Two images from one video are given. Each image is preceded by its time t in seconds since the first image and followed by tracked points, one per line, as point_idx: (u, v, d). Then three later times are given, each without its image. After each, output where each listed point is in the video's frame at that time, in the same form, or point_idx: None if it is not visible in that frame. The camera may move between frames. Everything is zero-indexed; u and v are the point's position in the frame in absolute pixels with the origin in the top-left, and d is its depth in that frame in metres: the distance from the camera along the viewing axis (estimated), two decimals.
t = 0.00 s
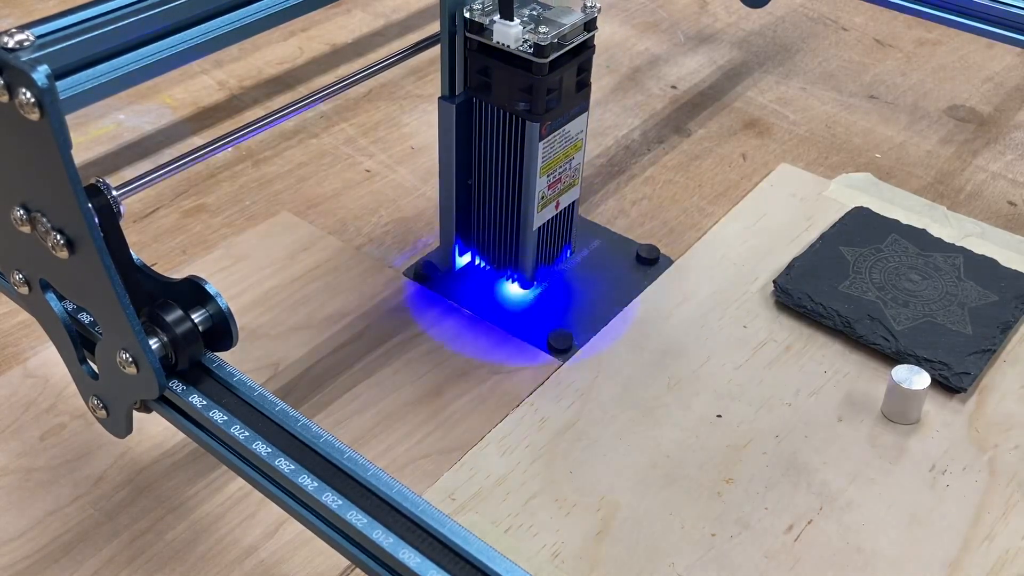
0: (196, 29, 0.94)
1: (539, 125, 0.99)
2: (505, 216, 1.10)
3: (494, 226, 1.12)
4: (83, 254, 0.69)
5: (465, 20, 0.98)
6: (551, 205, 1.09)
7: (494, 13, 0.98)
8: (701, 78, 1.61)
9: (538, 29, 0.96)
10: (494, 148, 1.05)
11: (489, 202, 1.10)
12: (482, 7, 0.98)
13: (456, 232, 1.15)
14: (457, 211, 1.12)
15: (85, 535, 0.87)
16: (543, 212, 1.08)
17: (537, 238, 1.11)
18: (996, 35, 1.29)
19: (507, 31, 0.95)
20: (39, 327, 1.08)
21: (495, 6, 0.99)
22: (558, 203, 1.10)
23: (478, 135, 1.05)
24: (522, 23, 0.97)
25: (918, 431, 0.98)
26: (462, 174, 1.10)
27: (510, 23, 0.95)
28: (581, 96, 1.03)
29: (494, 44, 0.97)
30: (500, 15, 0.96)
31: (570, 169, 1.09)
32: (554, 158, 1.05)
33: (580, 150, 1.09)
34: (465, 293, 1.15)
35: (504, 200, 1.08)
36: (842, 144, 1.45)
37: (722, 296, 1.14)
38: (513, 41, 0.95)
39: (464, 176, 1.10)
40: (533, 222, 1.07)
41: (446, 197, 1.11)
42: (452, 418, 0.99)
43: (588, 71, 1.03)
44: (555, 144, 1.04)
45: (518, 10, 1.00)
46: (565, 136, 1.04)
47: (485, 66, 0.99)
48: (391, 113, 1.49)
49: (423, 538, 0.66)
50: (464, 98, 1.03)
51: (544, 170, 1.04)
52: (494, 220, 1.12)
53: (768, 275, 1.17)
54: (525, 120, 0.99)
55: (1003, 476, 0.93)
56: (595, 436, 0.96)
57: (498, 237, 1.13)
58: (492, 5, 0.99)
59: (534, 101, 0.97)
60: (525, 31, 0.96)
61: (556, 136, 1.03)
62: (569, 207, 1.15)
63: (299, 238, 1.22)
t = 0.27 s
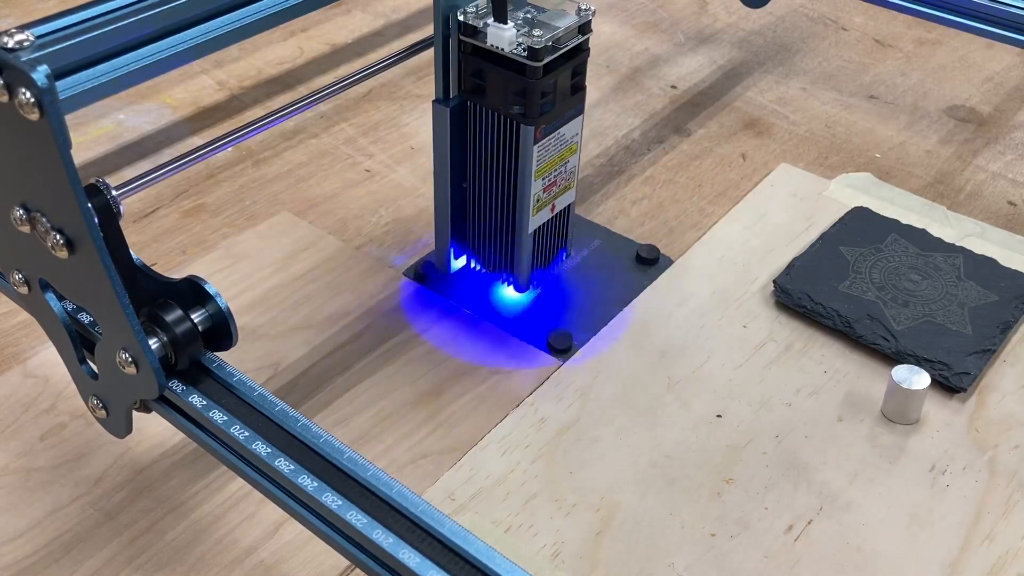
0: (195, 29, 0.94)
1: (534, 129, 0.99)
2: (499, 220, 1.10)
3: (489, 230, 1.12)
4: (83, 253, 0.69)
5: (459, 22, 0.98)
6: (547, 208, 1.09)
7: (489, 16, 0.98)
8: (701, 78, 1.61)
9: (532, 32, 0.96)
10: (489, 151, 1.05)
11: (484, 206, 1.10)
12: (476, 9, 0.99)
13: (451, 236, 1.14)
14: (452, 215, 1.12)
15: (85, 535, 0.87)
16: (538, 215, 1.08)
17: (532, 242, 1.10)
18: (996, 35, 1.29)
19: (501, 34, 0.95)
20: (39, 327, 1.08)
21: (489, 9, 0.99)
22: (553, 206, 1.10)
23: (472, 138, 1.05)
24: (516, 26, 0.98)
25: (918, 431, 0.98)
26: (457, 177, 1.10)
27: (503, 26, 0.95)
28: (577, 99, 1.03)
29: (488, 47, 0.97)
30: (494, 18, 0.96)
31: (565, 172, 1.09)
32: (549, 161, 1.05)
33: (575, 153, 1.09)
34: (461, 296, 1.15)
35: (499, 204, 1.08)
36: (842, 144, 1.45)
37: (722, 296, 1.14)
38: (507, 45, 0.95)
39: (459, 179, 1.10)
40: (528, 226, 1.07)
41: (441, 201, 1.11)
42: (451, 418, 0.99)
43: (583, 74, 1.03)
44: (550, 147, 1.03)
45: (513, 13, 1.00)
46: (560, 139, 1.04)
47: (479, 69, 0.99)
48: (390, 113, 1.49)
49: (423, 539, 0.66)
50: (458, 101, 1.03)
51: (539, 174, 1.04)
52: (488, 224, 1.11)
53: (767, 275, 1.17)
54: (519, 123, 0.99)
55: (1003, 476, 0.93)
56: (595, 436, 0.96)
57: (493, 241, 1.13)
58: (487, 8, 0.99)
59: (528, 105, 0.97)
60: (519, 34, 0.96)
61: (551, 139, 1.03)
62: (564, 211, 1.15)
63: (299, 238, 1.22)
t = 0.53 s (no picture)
0: (196, 29, 0.94)
1: (548, 120, 1.00)
2: (513, 209, 1.11)
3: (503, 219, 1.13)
4: (82, 253, 0.69)
5: (474, 15, 0.98)
6: (560, 199, 1.10)
7: (503, 8, 0.98)
8: (701, 78, 1.61)
9: (546, 24, 0.96)
10: (502, 142, 1.05)
11: (498, 196, 1.11)
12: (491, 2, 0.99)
13: (466, 225, 1.16)
14: (466, 205, 1.14)
15: (85, 535, 0.87)
16: (552, 205, 1.09)
17: (546, 231, 1.11)
18: (996, 35, 1.29)
19: (516, 26, 0.95)
20: (39, 327, 1.08)
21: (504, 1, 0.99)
22: (566, 196, 1.11)
23: (486, 129, 1.06)
24: (530, 18, 0.98)
25: (918, 432, 0.98)
26: (471, 168, 1.11)
27: (518, 18, 0.95)
28: (589, 91, 1.03)
29: (503, 40, 0.97)
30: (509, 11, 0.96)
31: (578, 163, 1.10)
32: (562, 153, 1.05)
33: (587, 144, 1.09)
34: (469, 292, 1.16)
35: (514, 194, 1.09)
36: (842, 144, 1.45)
37: (722, 296, 1.14)
38: (522, 36, 0.95)
39: (474, 170, 1.11)
40: (542, 216, 1.08)
41: (455, 191, 1.12)
42: (452, 418, 0.99)
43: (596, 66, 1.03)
44: (563, 139, 1.04)
45: (527, 6, 1.00)
46: (572, 131, 1.05)
47: (494, 61, 0.99)
48: (390, 113, 1.49)
49: (423, 539, 0.66)
50: (472, 92, 1.04)
51: (552, 165, 1.05)
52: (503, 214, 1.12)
53: (768, 275, 1.17)
54: (534, 114, 1.00)
55: (1003, 476, 0.93)
56: (595, 436, 0.96)
57: (508, 230, 1.14)
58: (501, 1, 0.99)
59: (543, 96, 0.97)
60: (534, 26, 0.96)
61: (564, 131, 1.03)
62: (576, 201, 1.15)
63: (299, 238, 1.22)
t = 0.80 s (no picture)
0: (195, 29, 0.94)
1: (538, 126, 1.00)
2: (503, 217, 1.10)
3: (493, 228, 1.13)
4: (82, 253, 0.69)
5: (463, 20, 0.98)
6: (550, 206, 1.10)
7: (492, 13, 0.98)
8: (701, 78, 1.61)
9: (536, 29, 0.96)
10: (492, 149, 1.05)
11: (488, 204, 1.11)
12: (480, 7, 0.98)
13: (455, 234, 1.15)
14: (455, 213, 1.13)
15: (85, 535, 0.87)
16: (542, 212, 1.09)
17: (536, 239, 1.11)
18: (996, 35, 1.29)
19: (506, 31, 0.94)
20: (39, 327, 1.08)
21: (493, 6, 0.99)
22: (557, 203, 1.11)
23: (476, 136, 1.06)
24: (520, 23, 0.97)
25: (918, 432, 0.98)
26: (461, 176, 1.11)
27: (508, 24, 0.94)
28: (580, 96, 1.03)
29: (493, 45, 0.97)
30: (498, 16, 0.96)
31: (568, 170, 1.10)
32: (552, 159, 1.05)
33: (578, 150, 1.09)
34: (468, 292, 1.16)
35: (503, 201, 1.09)
36: (842, 144, 1.45)
37: (722, 296, 1.14)
38: (512, 42, 0.95)
39: (463, 177, 1.11)
40: (532, 223, 1.08)
41: (445, 199, 1.12)
42: (451, 418, 0.99)
43: (586, 70, 1.03)
44: (553, 145, 1.04)
45: (517, 10, 0.99)
46: (563, 137, 1.05)
47: (484, 66, 0.99)
48: (391, 113, 1.49)
49: (423, 539, 0.66)
50: (462, 99, 1.04)
51: (542, 171, 1.05)
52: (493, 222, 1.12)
53: (768, 275, 1.17)
54: (523, 120, 1.00)
55: (1002, 476, 0.93)
56: (595, 436, 0.96)
57: (497, 239, 1.14)
58: (490, 5, 0.98)
59: (533, 101, 0.97)
60: (523, 32, 0.95)
61: (554, 137, 1.03)
62: (567, 209, 1.15)
63: (299, 238, 1.22)
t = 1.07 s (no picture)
0: (194, 29, 0.94)
1: (535, 128, 0.99)
2: (501, 219, 1.10)
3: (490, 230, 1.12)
4: (82, 253, 0.69)
5: (460, 22, 0.98)
6: (548, 207, 1.09)
7: (489, 15, 0.98)
8: (701, 78, 1.61)
9: (533, 31, 0.96)
10: (489, 151, 1.05)
11: (485, 206, 1.11)
12: (477, 9, 0.99)
13: (452, 236, 1.15)
14: (453, 215, 1.13)
15: (85, 535, 0.87)
16: (540, 214, 1.08)
17: (534, 239, 1.11)
18: (996, 35, 1.29)
19: (503, 33, 0.95)
20: (39, 327, 1.08)
21: (490, 8, 0.99)
22: (554, 204, 1.10)
23: (474, 138, 1.06)
24: (517, 25, 0.98)
25: (918, 432, 0.98)
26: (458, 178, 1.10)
27: (505, 25, 0.95)
28: (577, 98, 1.03)
29: (490, 46, 0.97)
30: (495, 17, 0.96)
31: (567, 171, 1.09)
32: (550, 160, 1.05)
33: (576, 151, 1.09)
34: (466, 293, 1.15)
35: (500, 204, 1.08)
36: (842, 144, 1.45)
37: (722, 295, 1.14)
38: (509, 43, 0.95)
39: (460, 179, 1.10)
40: (530, 225, 1.07)
41: (442, 201, 1.11)
42: (451, 418, 0.99)
43: (584, 72, 1.03)
44: (552, 147, 1.04)
45: (514, 12, 1.00)
46: (561, 139, 1.05)
47: (481, 68, 0.99)
48: (391, 113, 1.49)
49: (423, 539, 0.66)
50: (459, 101, 1.03)
51: (540, 173, 1.04)
52: (490, 224, 1.12)
53: (768, 275, 1.17)
54: (521, 122, 0.99)
55: (1002, 476, 0.93)
56: (595, 436, 0.96)
57: (494, 241, 1.13)
58: (488, 7, 0.99)
59: (530, 103, 0.97)
60: (520, 33, 0.96)
61: (553, 138, 1.03)
62: (565, 210, 1.15)
63: (299, 238, 1.22)
